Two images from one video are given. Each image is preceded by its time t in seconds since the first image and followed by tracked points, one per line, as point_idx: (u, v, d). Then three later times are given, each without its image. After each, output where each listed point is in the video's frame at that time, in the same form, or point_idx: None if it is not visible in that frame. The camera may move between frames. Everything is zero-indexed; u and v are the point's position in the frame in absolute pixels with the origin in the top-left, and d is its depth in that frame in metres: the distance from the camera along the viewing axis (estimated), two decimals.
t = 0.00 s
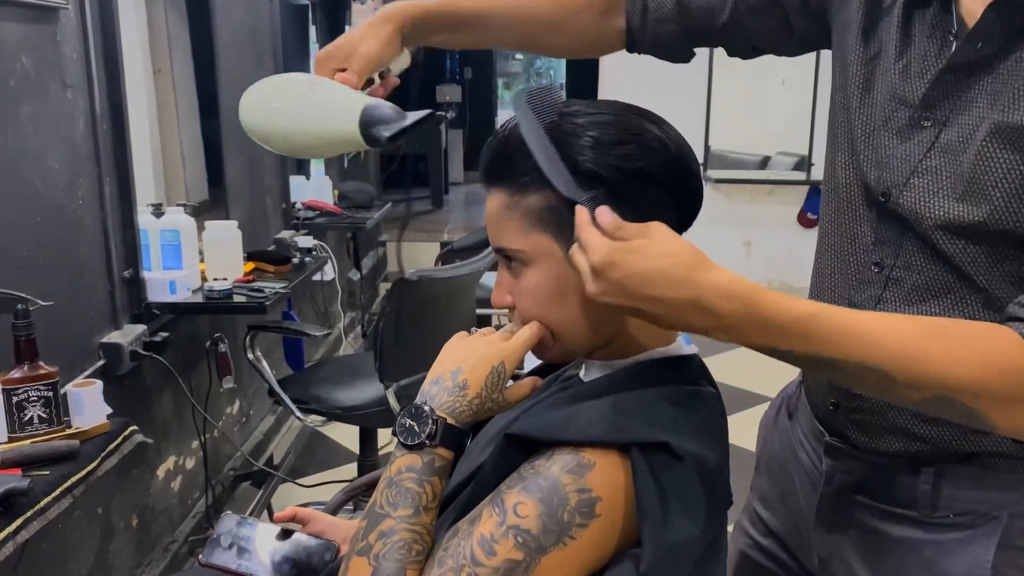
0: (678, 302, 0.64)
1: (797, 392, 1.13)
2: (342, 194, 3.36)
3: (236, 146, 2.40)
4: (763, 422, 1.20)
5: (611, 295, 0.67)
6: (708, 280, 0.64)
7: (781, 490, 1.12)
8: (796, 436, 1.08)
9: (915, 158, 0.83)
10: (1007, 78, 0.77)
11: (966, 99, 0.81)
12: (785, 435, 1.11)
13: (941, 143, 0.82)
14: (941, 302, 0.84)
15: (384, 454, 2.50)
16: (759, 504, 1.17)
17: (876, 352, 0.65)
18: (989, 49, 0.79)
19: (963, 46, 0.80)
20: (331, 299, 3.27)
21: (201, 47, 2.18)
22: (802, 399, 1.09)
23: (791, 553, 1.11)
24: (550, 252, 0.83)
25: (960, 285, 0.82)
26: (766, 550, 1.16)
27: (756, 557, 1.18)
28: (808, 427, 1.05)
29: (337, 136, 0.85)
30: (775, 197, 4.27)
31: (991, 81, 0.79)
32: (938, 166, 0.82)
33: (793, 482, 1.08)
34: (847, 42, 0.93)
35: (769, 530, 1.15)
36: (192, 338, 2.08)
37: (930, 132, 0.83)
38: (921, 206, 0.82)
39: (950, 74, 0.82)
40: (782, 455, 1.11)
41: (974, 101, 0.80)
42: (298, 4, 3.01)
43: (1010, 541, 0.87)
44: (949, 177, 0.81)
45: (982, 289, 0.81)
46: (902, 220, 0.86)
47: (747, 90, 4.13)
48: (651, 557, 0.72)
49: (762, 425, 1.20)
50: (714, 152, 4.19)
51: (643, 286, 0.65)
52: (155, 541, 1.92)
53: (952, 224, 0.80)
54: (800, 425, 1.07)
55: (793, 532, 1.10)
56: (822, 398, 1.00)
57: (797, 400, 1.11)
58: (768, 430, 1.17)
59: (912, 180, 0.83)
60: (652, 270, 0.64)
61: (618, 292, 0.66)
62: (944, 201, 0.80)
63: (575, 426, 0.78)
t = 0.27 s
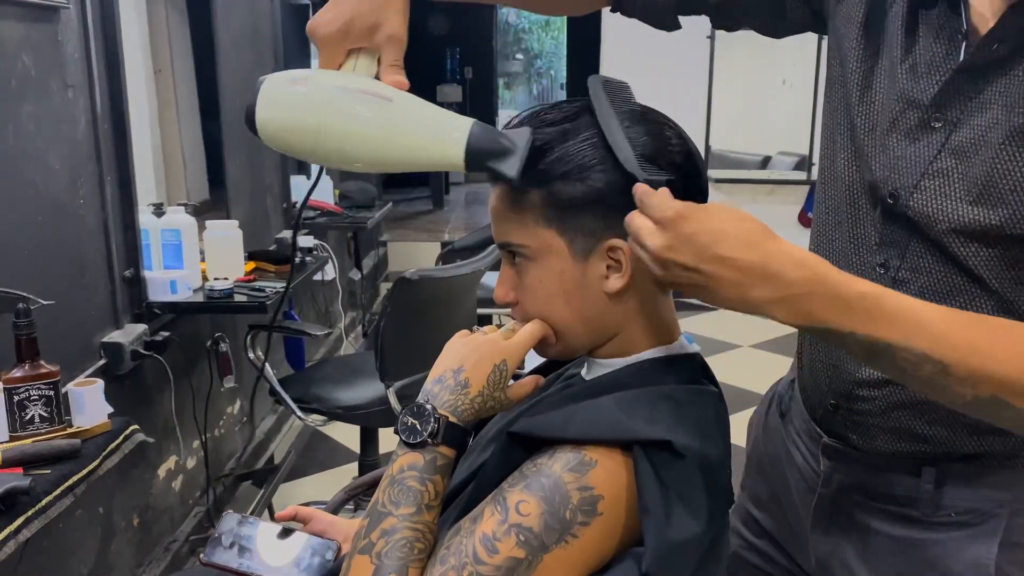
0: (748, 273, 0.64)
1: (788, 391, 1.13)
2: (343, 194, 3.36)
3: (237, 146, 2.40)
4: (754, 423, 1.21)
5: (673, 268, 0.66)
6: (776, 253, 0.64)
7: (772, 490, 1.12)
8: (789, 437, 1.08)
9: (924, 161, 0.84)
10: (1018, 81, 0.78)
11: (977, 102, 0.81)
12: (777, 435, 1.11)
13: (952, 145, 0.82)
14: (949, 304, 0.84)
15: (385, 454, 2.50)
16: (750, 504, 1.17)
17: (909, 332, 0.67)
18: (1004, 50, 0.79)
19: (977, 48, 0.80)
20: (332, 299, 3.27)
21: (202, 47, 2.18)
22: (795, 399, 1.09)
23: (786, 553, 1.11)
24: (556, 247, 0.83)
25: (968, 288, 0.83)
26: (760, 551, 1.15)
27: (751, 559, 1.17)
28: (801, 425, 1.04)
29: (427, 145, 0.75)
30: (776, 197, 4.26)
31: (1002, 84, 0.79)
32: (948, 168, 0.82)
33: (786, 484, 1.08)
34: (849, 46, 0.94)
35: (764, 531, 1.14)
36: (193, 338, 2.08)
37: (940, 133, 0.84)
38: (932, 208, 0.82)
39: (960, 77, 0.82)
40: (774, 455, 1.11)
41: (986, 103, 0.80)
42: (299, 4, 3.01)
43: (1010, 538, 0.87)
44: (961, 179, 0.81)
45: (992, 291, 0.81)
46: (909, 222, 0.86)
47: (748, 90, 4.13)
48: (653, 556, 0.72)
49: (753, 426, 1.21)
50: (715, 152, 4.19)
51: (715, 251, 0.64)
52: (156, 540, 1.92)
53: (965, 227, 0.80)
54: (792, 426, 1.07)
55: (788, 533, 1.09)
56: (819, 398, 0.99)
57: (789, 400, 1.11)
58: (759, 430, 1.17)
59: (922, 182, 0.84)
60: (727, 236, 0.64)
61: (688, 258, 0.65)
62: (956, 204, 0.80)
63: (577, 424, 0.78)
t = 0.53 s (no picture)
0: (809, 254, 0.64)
1: (787, 388, 1.13)
2: (344, 194, 3.36)
3: (238, 145, 2.41)
4: (751, 418, 1.21)
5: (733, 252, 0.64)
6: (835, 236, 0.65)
7: (769, 488, 1.12)
8: (787, 436, 1.08)
9: (944, 161, 0.84)
10: None
11: (999, 105, 0.81)
12: (775, 433, 1.11)
13: (972, 147, 0.82)
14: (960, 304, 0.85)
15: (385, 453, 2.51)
16: (747, 502, 1.17)
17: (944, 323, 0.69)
18: None
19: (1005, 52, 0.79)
20: (333, 299, 3.27)
21: (203, 47, 2.18)
22: (794, 396, 1.09)
23: (783, 551, 1.11)
24: (556, 246, 0.83)
25: (980, 289, 0.83)
26: (757, 550, 1.15)
27: (748, 558, 1.17)
28: (801, 424, 1.04)
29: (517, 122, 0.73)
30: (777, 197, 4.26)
31: None
32: (967, 170, 0.82)
33: (783, 482, 1.09)
34: (868, 40, 0.94)
35: (761, 530, 1.15)
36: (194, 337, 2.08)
37: (960, 134, 0.84)
38: (949, 210, 0.83)
39: (984, 78, 0.82)
40: (772, 453, 1.11)
41: (1008, 107, 0.80)
42: (300, 4, 3.01)
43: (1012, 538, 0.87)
44: (981, 182, 0.81)
45: (1002, 294, 0.82)
46: (923, 221, 0.86)
47: (748, 90, 4.13)
48: (654, 554, 0.72)
49: (750, 422, 1.21)
50: (715, 151, 4.20)
51: (784, 228, 0.63)
52: (157, 539, 1.92)
53: (983, 230, 0.81)
54: (791, 425, 1.07)
55: (787, 532, 1.09)
56: (820, 396, 1.00)
57: (788, 397, 1.11)
58: (757, 428, 1.17)
59: (940, 183, 0.84)
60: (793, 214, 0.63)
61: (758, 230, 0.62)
62: (974, 207, 0.81)
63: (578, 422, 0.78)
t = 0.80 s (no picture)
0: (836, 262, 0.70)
1: (785, 390, 1.13)
2: (345, 194, 3.36)
3: (239, 146, 2.41)
4: (749, 421, 1.22)
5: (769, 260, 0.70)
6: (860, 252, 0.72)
7: (770, 491, 1.12)
8: (785, 439, 1.08)
9: (947, 162, 0.84)
10: None
11: (1003, 106, 0.81)
12: (774, 435, 1.11)
13: (975, 148, 0.82)
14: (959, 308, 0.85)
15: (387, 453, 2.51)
16: (746, 504, 1.17)
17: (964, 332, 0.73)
18: None
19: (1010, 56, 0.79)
20: (334, 299, 3.28)
21: (205, 47, 2.19)
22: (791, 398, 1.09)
23: (780, 552, 1.12)
24: (555, 245, 0.83)
25: (979, 293, 0.84)
26: (755, 551, 1.16)
27: (746, 558, 1.18)
28: (801, 426, 1.04)
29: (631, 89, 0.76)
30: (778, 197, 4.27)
31: None
32: (970, 172, 0.82)
33: (784, 484, 1.09)
34: (875, 40, 0.94)
35: (758, 531, 1.15)
36: (196, 337, 2.09)
37: (963, 135, 0.84)
38: (950, 212, 0.83)
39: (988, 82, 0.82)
40: (772, 455, 1.12)
41: (1012, 108, 0.80)
42: (301, 5, 3.02)
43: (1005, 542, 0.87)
44: (983, 185, 0.81)
45: (1003, 298, 0.82)
46: (924, 222, 0.87)
47: (749, 90, 4.13)
48: (653, 554, 0.73)
49: (749, 425, 1.21)
50: (716, 152, 4.20)
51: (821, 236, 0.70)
52: (159, 539, 1.93)
53: (984, 233, 0.81)
54: (789, 428, 1.07)
55: (785, 533, 1.10)
56: (817, 397, 1.01)
57: (786, 399, 1.11)
58: (755, 430, 1.17)
59: (942, 184, 0.84)
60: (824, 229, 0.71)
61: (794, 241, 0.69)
62: (976, 209, 0.81)
63: (577, 422, 0.78)
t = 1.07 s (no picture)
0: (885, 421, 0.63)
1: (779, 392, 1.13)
2: (346, 194, 3.37)
3: (240, 146, 2.41)
4: (744, 427, 1.21)
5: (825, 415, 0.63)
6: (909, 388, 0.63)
7: (760, 493, 1.12)
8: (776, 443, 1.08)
9: (924, 160, 0.83)
10: None
11: (980, 102, 0.80)
12: (768, 436, 1.11)
13: (951, 145, 0.81)
14: (936, 309, 0.84)
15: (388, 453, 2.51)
16: (743, 505, 1.17)
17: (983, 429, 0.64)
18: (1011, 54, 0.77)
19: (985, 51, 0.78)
20: (335, 300, 3.28)
21: (206, 48, 2.19)
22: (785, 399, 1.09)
23: (778, 554, 1.12)
24: (552, 248, 0.84)
25: (956, 292, 0.82)
26: (754, 552, 1.16)
27: (744, 559, 1.18)
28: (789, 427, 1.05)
29: None
30: (779, 198, 4.27)
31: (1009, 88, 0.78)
32: (947, 169, 0.81)
33: (775, 487, 1.09)
34: (858, 36, 0.92)
35: (755, 533, 1.15)
36: (197, 337, 2.09)
37: (940, 132, 0.82)
38: (928, 211, 0.82)
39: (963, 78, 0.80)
40: (763, 456, 1.12)
41: (990, 105, 0.79)
42: (302, 5, 3.02)
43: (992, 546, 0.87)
44: (960, 183, 0.80)
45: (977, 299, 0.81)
46: (905, 221, 0.86)
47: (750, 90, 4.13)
48: (654, 555, 0.73)
49: (744, 426, 1.21)
50: (716, 152, 4.20)
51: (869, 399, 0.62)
52: (160, 539, 1.93)
53: (961, 230, 0.80)
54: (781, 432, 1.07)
55: (781, 534, 1.10)
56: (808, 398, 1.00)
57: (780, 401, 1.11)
58: (751, 432, 1.17)
59: (920, 181, 0.83)
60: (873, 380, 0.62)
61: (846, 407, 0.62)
62: (952, 207, 0.81)
63: (576, 422, 0.78)
